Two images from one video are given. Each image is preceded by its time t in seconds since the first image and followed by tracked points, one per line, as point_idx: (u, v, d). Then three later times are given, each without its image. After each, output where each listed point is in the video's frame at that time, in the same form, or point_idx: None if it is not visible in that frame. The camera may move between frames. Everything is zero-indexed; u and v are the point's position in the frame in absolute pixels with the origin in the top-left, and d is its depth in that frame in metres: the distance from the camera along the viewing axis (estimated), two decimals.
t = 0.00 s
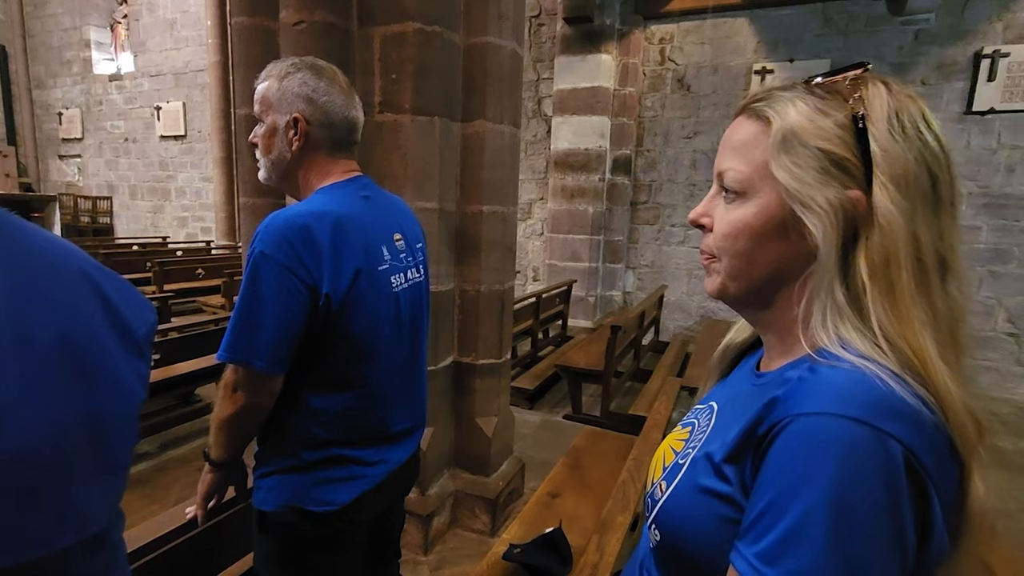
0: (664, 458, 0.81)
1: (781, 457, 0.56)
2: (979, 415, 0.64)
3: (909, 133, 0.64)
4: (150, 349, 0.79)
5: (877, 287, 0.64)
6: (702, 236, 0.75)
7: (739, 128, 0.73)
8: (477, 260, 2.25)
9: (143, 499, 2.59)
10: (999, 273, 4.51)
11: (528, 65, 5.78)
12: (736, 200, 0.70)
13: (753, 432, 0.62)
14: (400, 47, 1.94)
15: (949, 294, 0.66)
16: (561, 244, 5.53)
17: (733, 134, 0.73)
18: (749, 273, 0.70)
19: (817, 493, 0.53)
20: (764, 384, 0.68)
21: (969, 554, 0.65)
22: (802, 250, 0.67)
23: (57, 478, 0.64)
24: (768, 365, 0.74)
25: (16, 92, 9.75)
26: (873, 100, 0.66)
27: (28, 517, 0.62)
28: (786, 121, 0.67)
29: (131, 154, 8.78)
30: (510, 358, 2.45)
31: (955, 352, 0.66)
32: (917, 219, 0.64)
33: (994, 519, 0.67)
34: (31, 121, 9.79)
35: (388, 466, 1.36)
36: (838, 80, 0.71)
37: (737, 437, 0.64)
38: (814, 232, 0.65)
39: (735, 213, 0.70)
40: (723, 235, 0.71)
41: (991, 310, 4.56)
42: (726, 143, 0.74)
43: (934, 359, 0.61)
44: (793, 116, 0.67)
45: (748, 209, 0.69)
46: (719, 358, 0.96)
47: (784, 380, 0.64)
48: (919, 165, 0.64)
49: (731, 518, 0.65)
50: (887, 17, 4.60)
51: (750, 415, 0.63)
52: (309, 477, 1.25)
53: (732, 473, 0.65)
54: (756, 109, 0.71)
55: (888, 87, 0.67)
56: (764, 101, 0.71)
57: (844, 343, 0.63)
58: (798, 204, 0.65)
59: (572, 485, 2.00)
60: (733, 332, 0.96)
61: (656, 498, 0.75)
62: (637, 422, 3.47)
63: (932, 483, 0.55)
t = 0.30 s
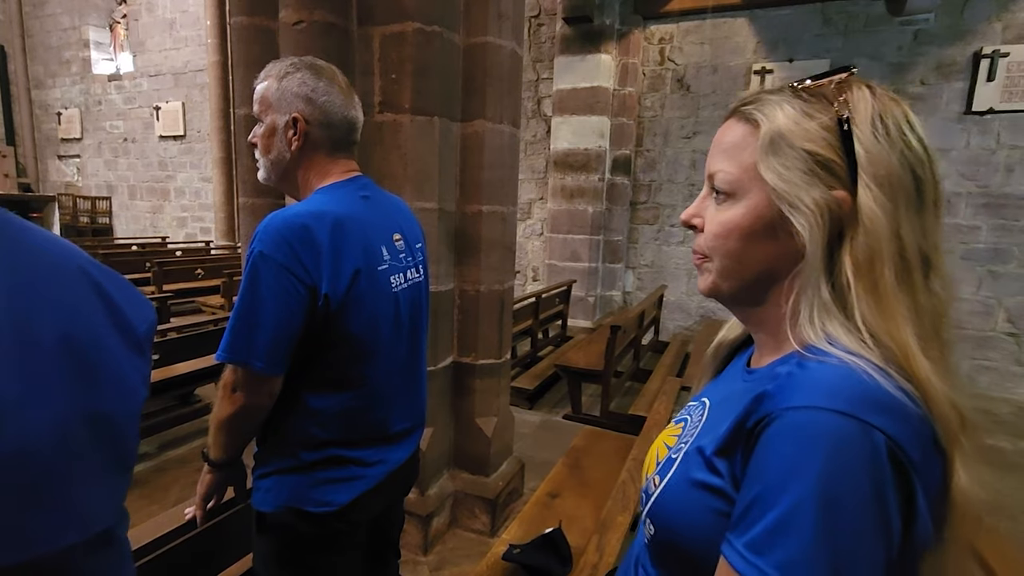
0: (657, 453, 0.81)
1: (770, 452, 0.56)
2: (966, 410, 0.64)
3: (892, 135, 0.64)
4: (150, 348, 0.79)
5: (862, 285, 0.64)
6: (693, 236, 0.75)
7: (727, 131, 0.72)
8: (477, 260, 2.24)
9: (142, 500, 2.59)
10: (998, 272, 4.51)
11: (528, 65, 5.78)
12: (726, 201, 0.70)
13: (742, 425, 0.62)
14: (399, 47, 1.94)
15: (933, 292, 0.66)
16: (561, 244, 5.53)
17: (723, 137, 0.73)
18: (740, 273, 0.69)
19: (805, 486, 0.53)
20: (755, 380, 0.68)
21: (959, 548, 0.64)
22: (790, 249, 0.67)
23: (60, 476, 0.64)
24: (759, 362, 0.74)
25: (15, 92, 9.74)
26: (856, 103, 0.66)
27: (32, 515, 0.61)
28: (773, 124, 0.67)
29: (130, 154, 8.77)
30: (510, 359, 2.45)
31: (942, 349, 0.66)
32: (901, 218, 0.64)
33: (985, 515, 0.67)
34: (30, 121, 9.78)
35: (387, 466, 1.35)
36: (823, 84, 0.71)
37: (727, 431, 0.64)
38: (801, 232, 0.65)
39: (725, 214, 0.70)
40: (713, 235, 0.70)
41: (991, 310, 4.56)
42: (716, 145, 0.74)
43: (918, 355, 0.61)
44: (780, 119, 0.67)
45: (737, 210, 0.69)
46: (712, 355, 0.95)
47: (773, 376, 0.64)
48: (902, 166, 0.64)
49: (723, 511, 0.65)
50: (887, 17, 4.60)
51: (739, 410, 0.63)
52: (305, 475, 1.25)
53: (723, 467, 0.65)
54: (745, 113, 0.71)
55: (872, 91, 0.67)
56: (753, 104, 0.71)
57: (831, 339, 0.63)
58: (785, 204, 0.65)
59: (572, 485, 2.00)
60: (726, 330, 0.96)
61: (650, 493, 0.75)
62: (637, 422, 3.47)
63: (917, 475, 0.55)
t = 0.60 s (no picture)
0: (651, 448, 0.80)
1: (758, 446, 0.56)
2: (952, 406, 0.64)
3: (877, 137, 0.63)
4: (148, 348, 0.79)
5: (848, 283, 0.64)
6: (685, 236, 0.75)
7: (717, 132, 0.72)
8: (477, 260, 2.24)
9: (142, 500, 2.59)
10: (999, 272, 4.50)
11: (528, 65, 5.78)
12: (716, 201, 0.70)
13: (733, 419, 0.62)
14: (399, 47, 1.93)
15: (919, 289, 0.66)
16: (561, 243, 5.53)
17: (713, 138, 0.72)
18: (730, 272, 0.69)
19: (793, 479, 0.53)
20: (746, 375, 0.68)
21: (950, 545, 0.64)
22: (779, 248, 0.67)
23: (59, 476, 0.63)
24: (750, 358, 0.73)
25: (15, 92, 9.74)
26: (842, 105, 0.66)
27: (31, 515, 0.61)
28: (762, 126, 0.66)
29: (130, 154, 8.77)
30: (510, 359, 2.45)
31: (929, 346, 0.65)
32: (886, 217, 0.63)
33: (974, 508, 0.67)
34: (30, 121, 9.78)
35: (385, 466, 1.35)
36: (810, 87, 0.71)
37: (718, 426, 0.64)
38: (789, 232, 0.64)
39: (715, 214, 0.69)
40: (705, 235, 0.70)
41: (991, 310, 4.56)
42: (706, 147, 0.73)
43: (904, 351, 0.61)
44: (769, 121, 0.66)
45: (727, 210, 0.68)
46: (706, 352, 0.95)
47: (763, 371, 0.64)
48: (887, 167, 0.63)
49: (715, 504, 0.65)
50: (887, 16, 4.60)
51: (730, 405, 0.63)
52: (300, 472, 1.25)
53: (715, 460, 0.65)
54: (734, 114, 0.71)
55: (858, 94, 0.67)
56: (741, 106, 0.71)
57: (818, 335, 0.62)
58: (773, 204, 0.65)
59: (571, 485, 2.00)
60: (718, 327, 0.95)
61: (644, 487, 0.74)
62: (637, 421, 3.47)
63: (904, 468, 0.55)
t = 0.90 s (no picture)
0: (649, 444, 0.79)
1: (756, 442, 0.55)
2: (952, 404, 0.64)
3: (876, 137, 0.63)
4: (145, 348, 0.78)
5: (844, 280, 0.64)
6: (683, 235, 0.74)
7: (716, 132, 0.72)
8: (477, 260, 2.24)
9: (142, 499, 2.58)
10: (1000, 272, 4.50)
11: (528, 64, 5.77)
12: (715, 200, 0.69)
13: (732, 415, 0.61)
14: (399, 47, 1.93)
15: (918, 288, 0.66)
16: (561, 243, 5.52)
17: (711, 139, 0.72)
18: (729, 270, 0.68)
19: (792, 474, 0.53)
20: (744, 371, 0.67)
21: (947, 539, 0.63)
22: (778, 246, 0.66)
23: (56, 478, 0.63)
24: (748, 355, 0.73)
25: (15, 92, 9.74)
26: (841, 106, 0.65)
27: (27, 518, 0.61)
28: (761, 126, 0.66)
29: (130, 154, 8.77)
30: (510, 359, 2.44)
31: (927, 344, 0.65)
32: (885, 215, 0.63)
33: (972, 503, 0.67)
34: (30, 120, 9.78)
35: (385, 466, 1.34)
36: (808, 87, 0.70)
37: (717, 422, 0.63)
38: (788, 231, 0.64)
39: (715, 213, 0.69)
40: (704, 234, 0.69)
41: (993, 309, 4.55)
42: (705, 147, 0.73)
43: (900, 348, 0.60)
44: (768, 121, 0.66)
45: (727, 209, 0.68)
46: (702, 349, 0.94)
47: (761, 367, 0.63)
48: (885, 166, 0.63)
49: (715, 499, 0.64)
50: (888, 16, 4.59)
51: (729, 402, 0.63)
52: (299, 470, 1.25)
53: (714, 454, 0.64)
54: (733, 115, 0.70)
55: (855, 94, 0.66)
56: (739, 107, 0.70)
57: (816, 332, 0.62)
58: (772, 204, 0.64)
59: (572, 485, 2.00)
60: (716, 325, 0.95)
61: (643, 482, 0.74)
62: (637, 421, 3.47)
63: (901, 462, 0.55)
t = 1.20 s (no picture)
0: (654, 443, 0.78)
1: (772, 444, 0.55)
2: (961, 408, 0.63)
3: (894, 140, 0.62)
4: (146, 348, 0.78)
5: (858, 282, 0.63)
6: (696, 234, 0.73)
7: (730, 131, 0.71)
8: (479, 260, 2.23)
9: (143, 499, 2.58)
10: (1004, 273, 4.48)
11: (529, 64, 5.76)
12: (730, 200, 0.68)
13: (745, 415, 0.61)
14: (400, 47, 1.92)
15: (930, 290, 0.66)
16: (562, 243, 5.51)
17: (725, 138, 0.71)
18: (742, 270, 0.68)
19: (807, 474, 0.52)
20: (753, 371, 0.67)
21: (955, 540, 0.63)
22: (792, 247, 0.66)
23: (57, 478, 0.63)
24: (755, 354, 0.72)
25: (17, 91, 9.75)
26: (860, 108, 0.64)
27: (28, 518, 0.60)
28: (779, 126, 0.65)
29: (132, 153, 8.77)
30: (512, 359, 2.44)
31: (939, 347, 0.65)
32: (902, 219, 0.62)
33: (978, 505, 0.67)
34: (32, 120, 9.79)
35: (388, 467, 1.34)
36: (825, 87, 0.70)
37: (729, 421, 0.63)
38: (805, 233, 0.63)
39: (730, 212, 0.68)
40: (718, 234, 0.69)
41: (996, 311, 4.54)
42: (719, 146, 0.72)
43: (913, 351, 0.60)
44: (786, 121, 0.65)
45: (742, 209, 0.67)
46: (707, 348, 0.94)
47: (772, 367, 0.63)
48: (903, 170, 0.62)
49: (725, 499, 0.64)
50: (891, 16, 4.59)
51: (741, 402, 0.62)
52: (302, 470, 1.24)
53: (724, 454, 0.64)
54: (750, 113, 0.69)
55: (875, 97, 0.65)
56: (756, 106, 0.69)
57: (830, 333, 0.62)
58: (790, 205, 0.64)
59: (574, 485, 1.99)
60: (720, 323, 0.94)
61: (649, 481, 0.73)
62: (639, 422, 3.46)
63: (915, 463, 0.54)
